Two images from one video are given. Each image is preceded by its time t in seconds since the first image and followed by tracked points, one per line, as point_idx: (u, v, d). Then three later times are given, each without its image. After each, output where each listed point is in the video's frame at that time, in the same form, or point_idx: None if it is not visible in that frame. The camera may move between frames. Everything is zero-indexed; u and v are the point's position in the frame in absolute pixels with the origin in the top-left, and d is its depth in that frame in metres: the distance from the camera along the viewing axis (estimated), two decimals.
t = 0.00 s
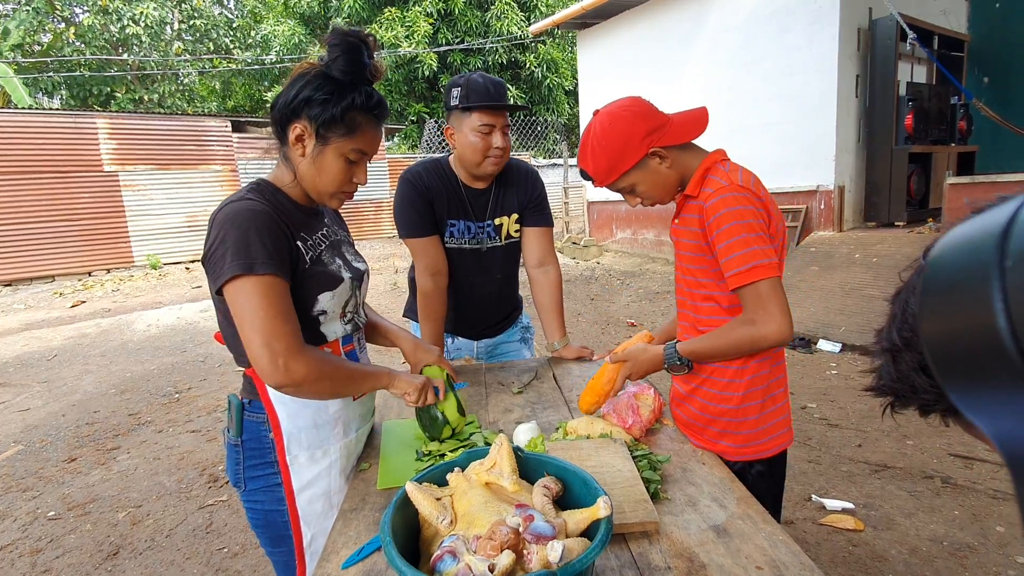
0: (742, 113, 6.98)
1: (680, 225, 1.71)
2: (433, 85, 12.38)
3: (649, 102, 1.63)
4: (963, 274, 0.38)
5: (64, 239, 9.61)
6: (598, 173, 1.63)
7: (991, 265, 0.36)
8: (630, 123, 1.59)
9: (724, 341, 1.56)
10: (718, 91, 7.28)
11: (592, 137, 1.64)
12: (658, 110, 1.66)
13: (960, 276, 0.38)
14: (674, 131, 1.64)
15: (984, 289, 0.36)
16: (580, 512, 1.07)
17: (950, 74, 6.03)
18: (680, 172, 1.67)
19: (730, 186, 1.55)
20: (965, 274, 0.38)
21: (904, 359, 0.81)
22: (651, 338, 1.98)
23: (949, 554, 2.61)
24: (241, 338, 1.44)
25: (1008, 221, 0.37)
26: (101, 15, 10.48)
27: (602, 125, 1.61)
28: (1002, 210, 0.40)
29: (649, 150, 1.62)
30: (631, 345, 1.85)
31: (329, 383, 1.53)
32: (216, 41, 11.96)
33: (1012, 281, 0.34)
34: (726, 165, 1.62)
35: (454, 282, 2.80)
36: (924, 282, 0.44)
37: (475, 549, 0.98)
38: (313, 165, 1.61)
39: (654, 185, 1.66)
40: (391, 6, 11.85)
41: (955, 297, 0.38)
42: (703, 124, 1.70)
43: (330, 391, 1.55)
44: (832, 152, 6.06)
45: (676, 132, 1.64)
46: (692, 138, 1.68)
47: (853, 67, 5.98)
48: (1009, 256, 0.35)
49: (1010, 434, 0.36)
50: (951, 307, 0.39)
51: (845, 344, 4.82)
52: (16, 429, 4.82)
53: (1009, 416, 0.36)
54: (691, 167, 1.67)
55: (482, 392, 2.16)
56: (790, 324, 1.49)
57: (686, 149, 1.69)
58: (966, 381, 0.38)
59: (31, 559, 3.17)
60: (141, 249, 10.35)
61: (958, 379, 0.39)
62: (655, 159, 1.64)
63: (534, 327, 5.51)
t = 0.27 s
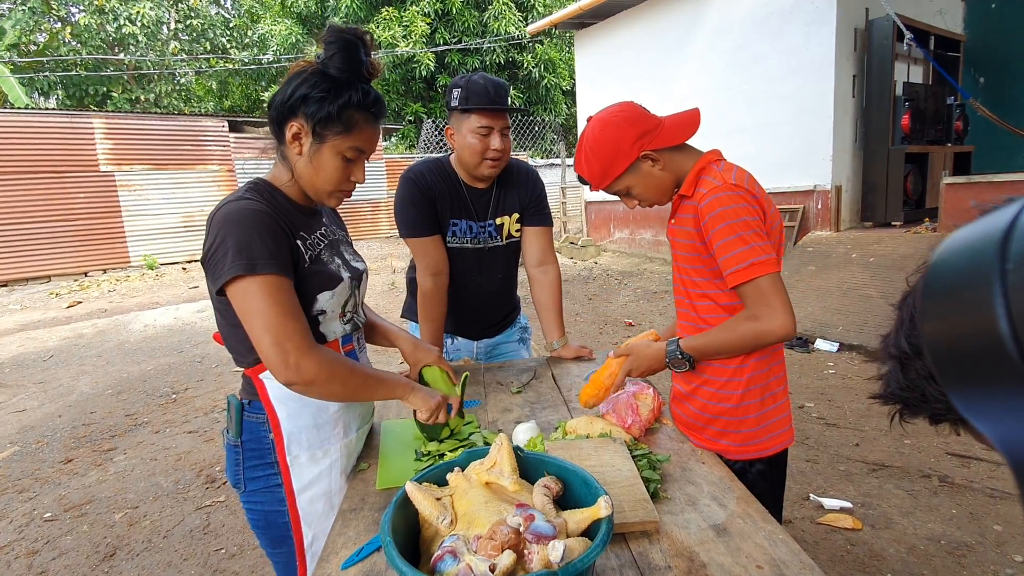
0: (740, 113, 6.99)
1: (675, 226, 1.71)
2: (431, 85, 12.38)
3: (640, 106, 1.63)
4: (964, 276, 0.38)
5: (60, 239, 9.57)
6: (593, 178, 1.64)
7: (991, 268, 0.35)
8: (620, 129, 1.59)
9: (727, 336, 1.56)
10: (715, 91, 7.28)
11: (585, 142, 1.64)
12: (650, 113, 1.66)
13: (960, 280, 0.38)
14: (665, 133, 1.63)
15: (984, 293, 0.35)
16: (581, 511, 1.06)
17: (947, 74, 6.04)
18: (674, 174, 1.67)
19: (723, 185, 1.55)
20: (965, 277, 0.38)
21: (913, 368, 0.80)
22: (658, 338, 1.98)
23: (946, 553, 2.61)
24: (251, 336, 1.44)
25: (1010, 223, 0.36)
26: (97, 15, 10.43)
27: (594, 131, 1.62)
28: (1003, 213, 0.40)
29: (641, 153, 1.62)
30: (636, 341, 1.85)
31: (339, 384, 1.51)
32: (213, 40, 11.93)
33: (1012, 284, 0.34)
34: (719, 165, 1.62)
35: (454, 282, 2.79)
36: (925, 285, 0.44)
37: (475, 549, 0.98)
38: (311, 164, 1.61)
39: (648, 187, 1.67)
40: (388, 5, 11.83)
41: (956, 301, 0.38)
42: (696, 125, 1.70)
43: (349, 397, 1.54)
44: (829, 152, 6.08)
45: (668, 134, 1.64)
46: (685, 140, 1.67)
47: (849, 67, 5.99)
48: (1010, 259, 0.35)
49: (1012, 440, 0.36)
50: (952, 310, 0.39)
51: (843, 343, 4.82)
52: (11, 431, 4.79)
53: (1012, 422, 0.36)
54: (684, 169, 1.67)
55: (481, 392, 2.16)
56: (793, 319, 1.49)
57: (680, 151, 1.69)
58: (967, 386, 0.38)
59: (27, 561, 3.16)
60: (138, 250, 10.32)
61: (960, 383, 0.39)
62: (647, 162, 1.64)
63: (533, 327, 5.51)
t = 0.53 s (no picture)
0: (737, 113, 7.00)
1: (680, 224, 1.72)
2: (428, 86, 12.39)
3: (654, 101, 1.63)
4: (961, 271, 0.38)
5: (56, 239, 9.54)
6: (602, 172, 1.65)
7: (990, 261, 0.36)
8: (632, 124, 1.60)
9: (720, 340, 1.58)
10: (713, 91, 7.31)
11: (595, 136, 1.65)
12: (663, 109, 1.66)
13: (960, 273, 0.38)
14: (678, 129, 1.64)
15: (984, 286, 0.36)
16: (583, 511, 1.07)
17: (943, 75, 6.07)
18: (684, 171, 1.68)
19: (730, 191, 1.55)
20: (962, 271, 0.38)
21: (914, 372, 0.80)
22: (655, 331, 1.99)
23: (944, 552, 2.62)
24: (240, 346, 1.44)
25: (1007, 218, 0.37)
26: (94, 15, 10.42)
27: (605, 124, 1.63)
28: (1002, 206, 0.40)
29: (652, 149, 1.63)
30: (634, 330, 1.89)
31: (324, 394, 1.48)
32: (210, 40, 11.90)
33: (1010, 277, 0.34)
34: (729, 167, 1.62)
35: (453, 283, 2.80)
36: (924, 279, 0.44)
37: (478, 548, 0.98)
38: (312, 165, 1.61)
39: (657, 183, 1.68)
40: (386, 6, 11.84)
41: (952, 296, 0.39)
42: (709, 122, 1.70)
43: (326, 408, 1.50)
44: (826, 153, 6.10)
45: (681, 130, 1.65)
46: (697, 137, 1.68)
47: (846, 68, 6.01)
48: (1009, 251, 0.35)
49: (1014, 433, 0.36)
50: (948, 306, 0.39)
51: (839, 343, 4.83)
52: (8, 432, 4.78)
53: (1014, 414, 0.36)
54: (694, 167, 1.68)
55: (480, 393, 2.16)
56: (784, 331, 1.51)
57: (691, 148, 1.69)
58: (969, 381, 0.39)
59: (25, 562, 3.15)
60: (135, 250, 10.30)
61: (960, 377, 0.40)
62: (658, 158, 1.65)
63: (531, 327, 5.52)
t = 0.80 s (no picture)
0: (734, 113, 7.00)
1: (682, 223, 1.71)
2: (426, 86, 12.38)
3: (656, 99, 1.63)
4: (963, 286, 0.37)
5: (51, 240, 9.50)
6: (604, 169, 1.63)
7: (991, 278, 0.35)
8: (636, 121, 1.58)
9: (717, 339, 1.57)
10: (710, 91, 7.30)
11: (597, 133, 1.63)
12: (665, 107, 1.65)
13: (961, 290, 0.37)
14: (681, 127, 1.63)
15: (986, 304, 0.34)
16: (580, 514, 1.05)
17: (939, 76, 6.08)
18: (687, 169, 1.66)
19: (735, 190, 1.53)
20: (964, 286, 0.37)
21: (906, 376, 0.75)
22: (654, 326, 1.97)
23: (943, 552, 2.62)
24: (235, 347, 1.42)
25: (1011, 233, 0.35)
26: (90, 14, 10.38)
27: (608, 121, 1.61)
28: (1005, 221, 0.39)
29: (656, 146, 1.61)
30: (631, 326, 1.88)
31: (322, 387, 1.49)
32: (206, 40, 11.87)
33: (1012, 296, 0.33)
34: (731, 166, 1.61)
35: (450, 283, 2.78)
36: (926, 293, 0.43)
37: (474, 552, 0.97)
38: (300, 159, 1.59)
39: (660, 182, 1.66)
40: (383, 5, 11.82)
41: (955, 310, 0.37)
42: (709, 121, 1.70)
43: (322, 399, 1.50)
44: (823, 153, 6.10)
45: (683, 128, 1.64)
46: (699, 135, 1.67)
47: (843, 68, 6.01)
48: (1010, 267, 0.34)
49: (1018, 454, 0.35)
50: (952, 319, 0.38)
51: (837, 343, 4.82)
52: (2, 434, 4.74)
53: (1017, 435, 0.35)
54: (697, 165, 1.66)
55: (477, 393, 2.15)
56: (781, 332, 1.50)
57: (693, 146, 1.68)
58: (972, 400, 0.38)
59: (19, 565, 3.12)
60: (131, 250, 10.26)
61: (963, 395, 0.38)
62: (662, 155, 1.63)
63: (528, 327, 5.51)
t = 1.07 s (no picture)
0: (730, 114, 7.02)
1: (674, 226, 1.73)
2: (423, 86, 12.39)
3: (645, 103, 1.64)
4: (958, 269, 0.39)
5: (48, 241, 9.48)
6: (596, 174, 1.63)
7: (988, 261, 0.36)
8: (627, 124, 1.60)
9: (710, 339, 1.58)
10: (706, 92, 7.33)
11: (588, 138, 1.64)
12: (653, 111, 1.67)
13: (958, 272, 0.39)
14: (670, 130, 1.66)
15: (982, 287, 0.37)
16: (572, 512, 1.07)
17: (934, 77, 6.11)
18: (678, 172, 1.68)
19: (728, 192, 1.55)
20: (959, 269, 0.39)
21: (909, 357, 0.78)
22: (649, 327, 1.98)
23: (935, 551, 2.64)
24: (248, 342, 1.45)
25: (1003, 218, 0.37)
26: (86, 15, 10.37)
27: (598, 125, 1.62)
28: (1001, 205, 0.41)
29: (647, 149, 1.63)
30: (625, 327, 1.89)
31: (339, 388, 1.51)
32: (204, 40, 11.86)
33: (1011, 278, 0.35)
34: (722, 169, 1.63)
35: (446, 284, 2.80)
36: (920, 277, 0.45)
37: (468, 551, 0.98)
38: (269, 151, 1.64)
39: (652, 185, 1.67)
40: (380, 6, 11.83)
41: (951, 293, 0.39)
42: (698, 124, 1.72)
43: (337, 405, 1.52)
44: (819, 154, 6.12)
45: (672, 131, 1.66)
46: (688, 138, 1.70)
47: (839, 69, 6.04)
48: (1006, 250, 0.36)
49: (1016, 430, 0.38)
50: (946, 303, 0.40)
51: (832, 343, 4.85)
52: None
53: (1014, 413, 0.38)
54: (688, 168, 1.68)
55: (472, 394, 2.16)
56: (774, 332, 1.52)
57: (683, 150, 1.70)
58: (970, 376, 0.40)
59: (16, 565, 3.13)
60: (128, 251, 10.25)
61: (960, 374, 0.41)
62: (653, 159, 1.65)
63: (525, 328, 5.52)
